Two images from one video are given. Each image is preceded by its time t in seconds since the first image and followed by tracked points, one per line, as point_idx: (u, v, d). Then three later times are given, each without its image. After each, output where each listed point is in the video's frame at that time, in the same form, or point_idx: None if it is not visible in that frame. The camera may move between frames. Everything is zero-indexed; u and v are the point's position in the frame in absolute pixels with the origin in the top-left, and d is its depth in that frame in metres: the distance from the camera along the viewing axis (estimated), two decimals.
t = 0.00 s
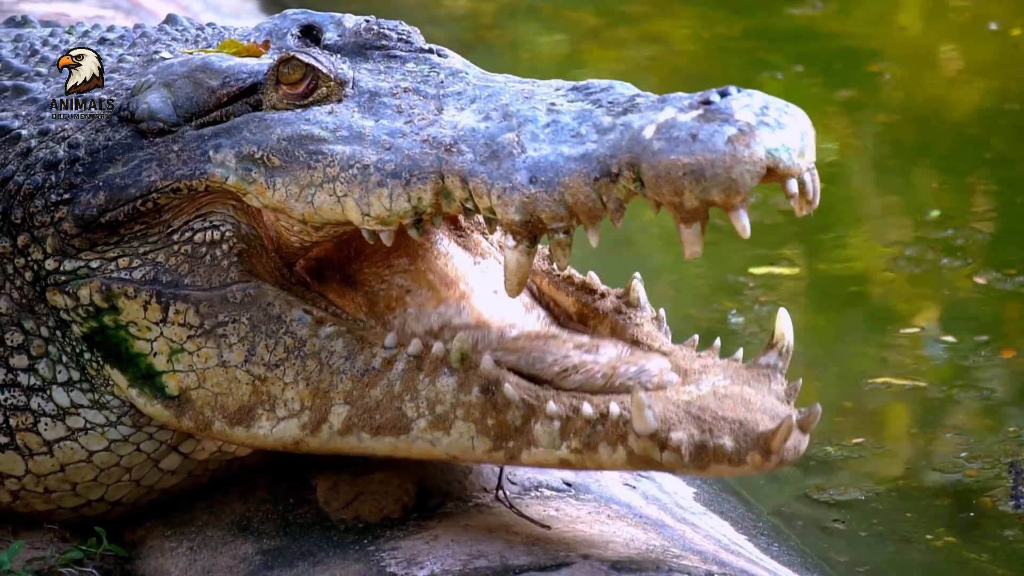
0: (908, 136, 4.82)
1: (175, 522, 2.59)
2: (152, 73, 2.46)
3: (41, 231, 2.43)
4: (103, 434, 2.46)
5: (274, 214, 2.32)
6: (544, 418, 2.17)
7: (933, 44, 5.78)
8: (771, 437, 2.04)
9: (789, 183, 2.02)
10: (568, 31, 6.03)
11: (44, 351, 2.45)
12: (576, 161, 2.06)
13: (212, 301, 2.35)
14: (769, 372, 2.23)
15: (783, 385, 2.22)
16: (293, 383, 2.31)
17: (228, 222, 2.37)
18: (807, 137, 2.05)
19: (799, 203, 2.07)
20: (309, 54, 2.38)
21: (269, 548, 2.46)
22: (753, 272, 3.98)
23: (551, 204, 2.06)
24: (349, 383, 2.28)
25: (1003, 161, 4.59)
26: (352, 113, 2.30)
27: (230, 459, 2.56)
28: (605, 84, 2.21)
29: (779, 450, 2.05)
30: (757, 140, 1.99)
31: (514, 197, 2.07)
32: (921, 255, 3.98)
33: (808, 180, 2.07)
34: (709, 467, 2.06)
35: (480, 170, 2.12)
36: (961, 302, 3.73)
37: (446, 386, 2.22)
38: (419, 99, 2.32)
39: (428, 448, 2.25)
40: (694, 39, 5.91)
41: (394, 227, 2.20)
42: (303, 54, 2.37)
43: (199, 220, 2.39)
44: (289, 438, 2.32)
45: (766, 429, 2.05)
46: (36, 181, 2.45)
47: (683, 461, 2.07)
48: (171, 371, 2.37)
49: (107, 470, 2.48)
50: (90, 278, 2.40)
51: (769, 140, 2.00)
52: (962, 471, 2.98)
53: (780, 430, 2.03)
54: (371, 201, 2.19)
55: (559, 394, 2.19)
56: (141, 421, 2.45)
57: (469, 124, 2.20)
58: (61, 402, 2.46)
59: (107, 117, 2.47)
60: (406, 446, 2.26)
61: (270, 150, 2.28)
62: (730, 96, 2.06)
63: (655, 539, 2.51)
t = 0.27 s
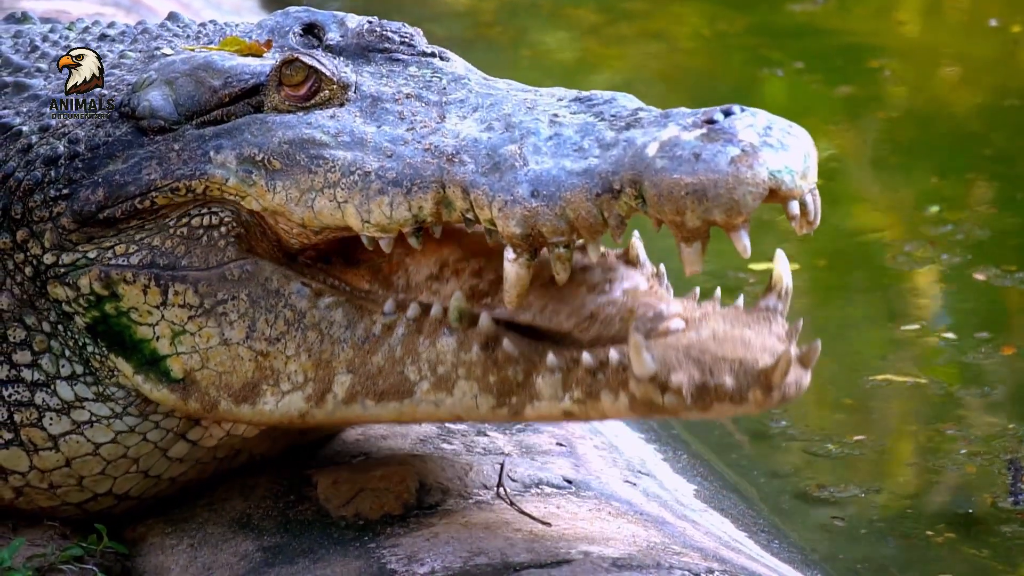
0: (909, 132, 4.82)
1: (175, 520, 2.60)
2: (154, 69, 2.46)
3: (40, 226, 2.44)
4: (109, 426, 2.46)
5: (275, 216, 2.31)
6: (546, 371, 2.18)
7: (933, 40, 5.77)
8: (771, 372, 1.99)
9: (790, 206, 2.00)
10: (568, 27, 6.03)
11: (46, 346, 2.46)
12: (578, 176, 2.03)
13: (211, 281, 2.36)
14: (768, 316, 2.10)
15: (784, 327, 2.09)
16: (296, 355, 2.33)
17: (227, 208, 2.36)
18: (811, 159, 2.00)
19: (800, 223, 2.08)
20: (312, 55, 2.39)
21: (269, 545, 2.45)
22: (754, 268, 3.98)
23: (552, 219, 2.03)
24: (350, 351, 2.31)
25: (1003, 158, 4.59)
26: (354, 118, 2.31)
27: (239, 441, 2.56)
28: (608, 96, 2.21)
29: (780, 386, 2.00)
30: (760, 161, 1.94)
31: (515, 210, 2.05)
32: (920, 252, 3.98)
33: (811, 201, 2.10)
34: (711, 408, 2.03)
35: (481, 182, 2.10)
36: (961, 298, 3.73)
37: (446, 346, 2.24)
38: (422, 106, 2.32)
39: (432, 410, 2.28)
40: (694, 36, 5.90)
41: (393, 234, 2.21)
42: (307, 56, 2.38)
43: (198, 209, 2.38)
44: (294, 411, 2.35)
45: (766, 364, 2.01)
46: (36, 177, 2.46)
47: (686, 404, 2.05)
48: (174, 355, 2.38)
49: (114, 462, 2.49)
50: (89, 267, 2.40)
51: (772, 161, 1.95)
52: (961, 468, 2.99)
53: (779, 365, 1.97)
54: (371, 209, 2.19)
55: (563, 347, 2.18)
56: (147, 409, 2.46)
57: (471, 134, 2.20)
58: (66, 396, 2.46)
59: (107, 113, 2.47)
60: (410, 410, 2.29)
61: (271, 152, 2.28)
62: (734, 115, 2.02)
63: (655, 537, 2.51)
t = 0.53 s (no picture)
0: (909, 138, 4.81)
1: (175, 527, 2.59)
2: (153, 73, 2.46)
3: (38, 229, 2.44)
4: (115, 425, 2.46)
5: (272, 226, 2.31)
6: (545, 334, 2.14)
7: (933, 45, 5.77)
8: (768, 317, 1.99)
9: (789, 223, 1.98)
10: (568, 33, 6.03)
11: (48, 349, 2.46)
12: (578, 191, 2.02)
13: (208, 269, 2.35)
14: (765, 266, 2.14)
15: (781, 276, 2.12)
16: (296, 337, 2.32)
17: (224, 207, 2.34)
18: (810, 176, 1.97)
19: (799, 239, 2.07)
20: (313, 61, 2.38)
21: (269, 553, 2.44)
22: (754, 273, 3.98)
23: (551, 233, 2.03)
24: (350, 329, 2.29)
25: (1002, 163, 4.59)
26: (353, 126, 2.31)
27: (246, 431, 2.53)
28: (608, 107, 2.21)
29: (777, 330, 1.99)
30: (760, 178, 1.91)
31: (514, 224, 2.05)
32: (918, 257, 3.98)
33: (808, 217, 2.09)
34: (710, 357, 2.01)
35: (480, 195, 2.10)
36: (959, 304, 3.72)
37: (444, 316, 2.21)
38: (421, 115, 2.32)
39: (434, 382, 2.25)
40: (693, 42, 5.90)
41: (391, 245, 2.21)
42: (308, 61, 2.37)
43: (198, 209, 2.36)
44: (299, 393, 2.33)
45: (761, 310, 2.01)
46: (34, 181, 2.46)
47: (685, 354, 2.03)
48: (176, 347, 2.38)
49: (120, 461, 2.48)
50: (87, 266, 2.41)
51: (772, 179, 1.92)
52: (960, 474, 2.98)
53: (775, 307, 1.97)
54: (370, 219, 2.19)
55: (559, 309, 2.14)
56: (153, 405, 2.45)
57: (471, 145, 2.20)
58: (70, 399, 2.46)
59: (106, 116, 2.47)
60: (413, 382, 2.26)
61: (270, 161, 2.29)
62: (734, 131, 2.00)
63: (655, 544, 2.50)
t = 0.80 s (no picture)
0: (909, 145, 4.82)
1: (174, 535, 2.58)
2: (152, 76, 2.47)
3: (36, 232, 2.45)
4: (114, 426, 2.45)
5: (269, 233, 2.32)
6: (542, 326, 2.13)
7: (932, 53, 5.78)
8: (764, 303, 1.98)
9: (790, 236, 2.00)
10: (567, 41, 6.04)
11: (47, 351, 2.46)
12: (577, 201, 2.02)
13: (205, 267, 2.36)
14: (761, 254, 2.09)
15: (777, 265, 2.08)
16: (294, 333, 2.31)
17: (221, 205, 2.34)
18: (810, 188, 1.97)
19: (796, 251, 2.07)
20: (312, 66, 2.40)
21: (268, 560, 2.44)
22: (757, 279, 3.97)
23: (550, 242, 2.02)
24: (348, 323, 2.28)
25: (1001, 171, 4.59)
26: (352, 132, 2.31)
27: (245, 431, 2.51)
28: (607, 116, 2.22)
29: (773, 316, 1.98)
30: (759, 191, 1.91)
31: (513, 232, 2.05)
32: (916, 264, 3.98)
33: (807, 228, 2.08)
34: (707, 344, 2.00)
35: (479, 203, 2.10)
36: (958, 311, 3.73)
37: (441, 308, 2.20)
38: (420, 121, 2.32)
39: (432, 375, 2.23)
40: (693, 49, 5.91)
41: (389, 251, 2.21)
42: (308, 66, 2.39)
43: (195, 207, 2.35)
44: (297, 390, 2.32)
45: (757, 296, 2.00)
46: (32, 184, 2.47)
47: (681, 343, 2.02)
48: (175, 345, 2.38)
49: (120, 461, 2.47)
50: (85, 267, 2.41)
51: (771, 191, 1.92)
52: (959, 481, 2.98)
53: (771, 293, 1.96)
54: (368, 225, 2.19)
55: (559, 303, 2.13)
56: (151, 404, 2.44)
57: (470, 153, 2.20)
58: (69, 400, 2.46)
59: (104, 119, 2.48)
60: (411, 376, 2.25)
61: (268, 165, 2.29)
62: (734, 143, 2.01)
63: (655, 552, 2.50)
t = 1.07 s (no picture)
0: (909, 150, 4.82)
1: (175, 542, 2.58)
2: (150, 76, 2.47)
3: (34, 232, 2.45)
4: (113, 426, 2.45)
5: (268, 233, 2.32)
6: (541, 321, 2.13)
7: (931, 59, 5.79)
8: (761, 297, 1.98)
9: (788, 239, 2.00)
10: (567, 46, 6.04)
11: (46, 351, 2.46)
12: (576, 203, 2.02)
13: (204, 266, 2.35)
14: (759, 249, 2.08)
15: (775, 260, 2.07)
16: (292, 331, 2.31)
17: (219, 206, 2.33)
18: (808, 191, 1.98)
19: (795, 254, 2.06)
20: (311, 66, 2.40)
21: (268, 566, 2.44)
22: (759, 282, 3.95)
23: (548, 244, 2.02)
24: (346, 321, 2.28)
25: (1000, 176, 4.60)
26: (350, 133, 2.32)
27: (242, 429, 2.51)
28: (605, 118, 2.23)
29: (772, 311, 1.99)
30: (758, 194, 1.91)
31: (511, 234, 2.05)
32: (913, 269, 3.98)
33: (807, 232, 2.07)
34: (705, 340, 2.00)
35: (478, 205, 2.10)
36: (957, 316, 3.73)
37: (439, 305, 2.20)
38: (418, 123, 2.33)
39: (431, 372, 2.23)
40: (692, 54, 5.91)
41: (388, 252, 2.21)
42: (306, 66, 2.40)
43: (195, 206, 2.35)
44: (295, 388, 2.33)
45: (755, 290, 2.00)
46: (30, 184, 2.47)
47: (679, 338, 2.02)
48: (173, 344, 2.37)
49: (119, 462, 2.47)
50: (83, 266, 2.41)
51: (770, 193, 1.92)
52: (958, 486, 2.98)
53: (770, 288, 1.96)
54: (366, 227, 2.19)
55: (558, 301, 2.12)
56: (150, 404, 2.44)
57: (469, 155, 2.20)
58: (69, 401, 2.45)
59: (102, 119, 2.48)
60: (410, 373, 2.25)
61: (266, 166, 2.29)
62: (733, 146, 2.01)
63: (656, 558, 2.50)
